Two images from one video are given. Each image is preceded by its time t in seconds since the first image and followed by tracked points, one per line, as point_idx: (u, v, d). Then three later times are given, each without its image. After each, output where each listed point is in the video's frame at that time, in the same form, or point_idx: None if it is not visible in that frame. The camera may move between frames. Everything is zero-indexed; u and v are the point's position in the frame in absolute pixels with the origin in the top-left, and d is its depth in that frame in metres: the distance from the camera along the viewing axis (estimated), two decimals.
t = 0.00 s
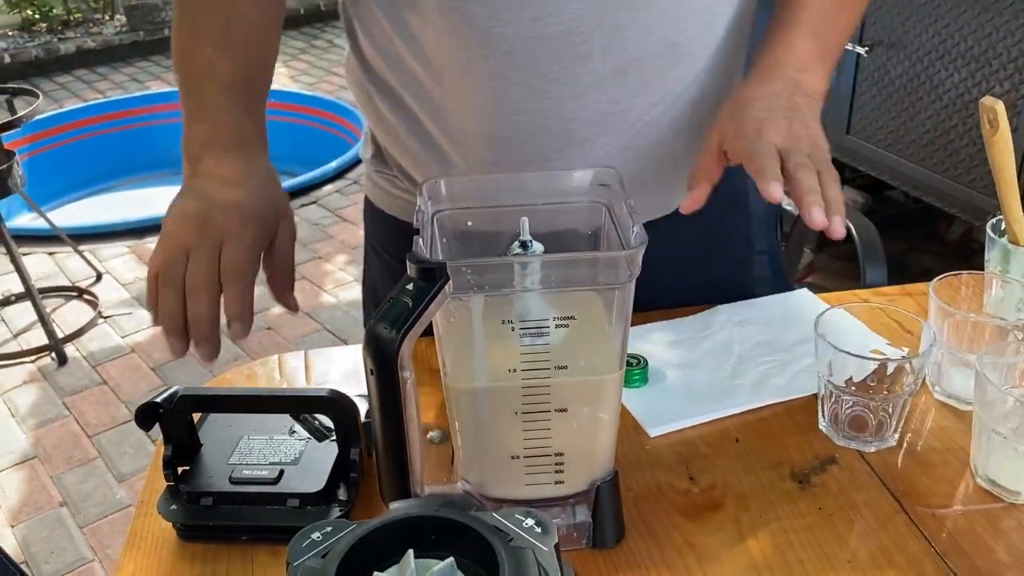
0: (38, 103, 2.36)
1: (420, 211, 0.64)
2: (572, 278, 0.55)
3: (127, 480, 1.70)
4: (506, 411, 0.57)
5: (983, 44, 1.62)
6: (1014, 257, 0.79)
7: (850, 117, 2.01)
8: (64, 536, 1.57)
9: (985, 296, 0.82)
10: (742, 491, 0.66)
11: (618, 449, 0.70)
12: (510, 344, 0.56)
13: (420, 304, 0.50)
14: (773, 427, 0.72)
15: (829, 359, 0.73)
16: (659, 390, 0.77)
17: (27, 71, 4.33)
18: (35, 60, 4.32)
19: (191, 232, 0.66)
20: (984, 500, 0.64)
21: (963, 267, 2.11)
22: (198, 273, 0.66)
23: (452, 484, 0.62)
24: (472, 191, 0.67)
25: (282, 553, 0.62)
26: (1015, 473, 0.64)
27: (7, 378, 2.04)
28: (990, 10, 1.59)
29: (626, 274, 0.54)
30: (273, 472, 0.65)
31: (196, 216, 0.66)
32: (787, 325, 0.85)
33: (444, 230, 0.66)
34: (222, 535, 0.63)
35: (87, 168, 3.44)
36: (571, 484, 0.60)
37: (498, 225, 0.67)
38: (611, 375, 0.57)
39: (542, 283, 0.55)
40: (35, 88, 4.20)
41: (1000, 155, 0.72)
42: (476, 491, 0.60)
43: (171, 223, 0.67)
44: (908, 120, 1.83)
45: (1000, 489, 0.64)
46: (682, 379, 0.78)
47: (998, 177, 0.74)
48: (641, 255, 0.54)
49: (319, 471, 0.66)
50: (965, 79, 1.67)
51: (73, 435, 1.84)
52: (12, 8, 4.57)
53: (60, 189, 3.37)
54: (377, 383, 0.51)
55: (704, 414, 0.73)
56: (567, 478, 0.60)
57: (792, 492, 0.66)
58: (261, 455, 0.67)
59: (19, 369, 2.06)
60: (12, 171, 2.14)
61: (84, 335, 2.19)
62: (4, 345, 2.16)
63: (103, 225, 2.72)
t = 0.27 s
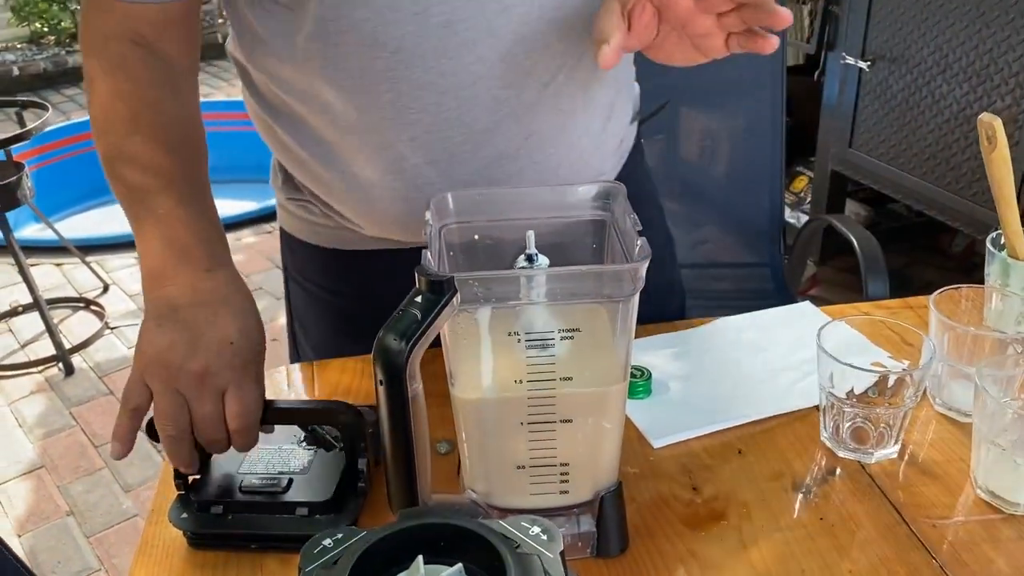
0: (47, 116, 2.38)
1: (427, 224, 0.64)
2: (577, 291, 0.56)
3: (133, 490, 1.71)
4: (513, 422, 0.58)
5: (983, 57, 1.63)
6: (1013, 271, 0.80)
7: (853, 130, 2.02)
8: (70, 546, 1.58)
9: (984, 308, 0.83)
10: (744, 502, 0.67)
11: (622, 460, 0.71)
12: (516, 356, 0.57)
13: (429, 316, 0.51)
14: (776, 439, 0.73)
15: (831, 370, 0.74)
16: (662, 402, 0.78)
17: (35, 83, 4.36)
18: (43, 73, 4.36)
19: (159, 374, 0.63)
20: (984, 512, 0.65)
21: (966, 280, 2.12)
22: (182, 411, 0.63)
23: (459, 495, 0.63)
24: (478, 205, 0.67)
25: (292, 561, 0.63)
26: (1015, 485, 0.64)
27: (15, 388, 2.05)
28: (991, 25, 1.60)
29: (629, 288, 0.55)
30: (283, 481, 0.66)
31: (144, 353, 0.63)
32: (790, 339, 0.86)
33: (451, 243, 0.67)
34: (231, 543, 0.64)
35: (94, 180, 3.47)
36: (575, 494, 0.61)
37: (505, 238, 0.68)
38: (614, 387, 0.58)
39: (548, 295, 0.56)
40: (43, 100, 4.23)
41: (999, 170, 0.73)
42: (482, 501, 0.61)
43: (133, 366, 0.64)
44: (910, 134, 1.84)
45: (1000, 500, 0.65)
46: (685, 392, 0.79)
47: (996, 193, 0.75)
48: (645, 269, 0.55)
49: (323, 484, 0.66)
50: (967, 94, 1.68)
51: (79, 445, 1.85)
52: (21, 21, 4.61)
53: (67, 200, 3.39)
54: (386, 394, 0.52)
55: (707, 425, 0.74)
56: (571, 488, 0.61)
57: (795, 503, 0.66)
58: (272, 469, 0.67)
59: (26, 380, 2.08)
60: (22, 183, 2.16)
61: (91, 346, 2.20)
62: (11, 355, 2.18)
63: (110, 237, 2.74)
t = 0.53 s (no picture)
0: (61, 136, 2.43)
1: (439, 252, 0.67)
2: (581, 318, 0.58)
3: (143, 506, 1.74)
4: (520, 442, 0.61)
5: (979, 80, 1.66)
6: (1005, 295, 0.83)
7: (853, 151, 2.05)
8: (82, 560, 1.60)
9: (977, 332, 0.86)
10: (743, 520, 0.69)
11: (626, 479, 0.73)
12: (523, 378, 0.59)
13: (440, 341, 0.54)
14: (774, 459, 0.76)
15: (828, 393, 0.76)
16: (664, 422, 0.80)
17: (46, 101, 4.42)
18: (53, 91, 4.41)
19: (95, 283, 0.70)
20: (976, 530, 0.67)
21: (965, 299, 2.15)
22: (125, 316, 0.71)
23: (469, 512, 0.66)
24: (487, 233, 0.70)
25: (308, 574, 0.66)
26: (1005, 504, 0.66)
27: (26, 404, 2.08)
28: (987, 50, 1.63)
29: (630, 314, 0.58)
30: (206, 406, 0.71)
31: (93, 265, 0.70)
32: (789, 361, 0.89)
33: (462, 270, 0.70)
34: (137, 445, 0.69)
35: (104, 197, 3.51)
36: (579, 512, 0.63)
37: (513, 265, 0.71)
38: (617, 409, 0.60)
39: (553, 322, 0.58)
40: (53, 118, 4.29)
41: (989, 198, 0.76)
42: (491, 518, 0.63)
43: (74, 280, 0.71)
44: (910, 156, 1.87)
45: (991, 519, 0.67)
46: (687, 412, 0.82)
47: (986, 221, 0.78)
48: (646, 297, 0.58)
49: (239, 416, 0.70)
50: (964, 117, 1.71)
51: (90, 461, 1.87)
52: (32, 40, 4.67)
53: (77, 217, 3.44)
54: (399, 415, 0.55)
55: (708, 445, 0.77)
56: (576, 506, 0.63)
57: (793, 521, 0.69)
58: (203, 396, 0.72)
59: (38, 396, 2.11)
60: (35, 202, 2.20)
61: (101, 362, 2.23)
62: (23, 371, 2.21)
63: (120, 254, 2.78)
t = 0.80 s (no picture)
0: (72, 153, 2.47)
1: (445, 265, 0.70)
2: (582, 328, 0.61)
3: (152, 516, 1.76)
4: (524, 447, 0.63)
5: (973, 97, 1.69)
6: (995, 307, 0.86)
7: (852, 166, 2.08)
8: (91, 570, 1.63)
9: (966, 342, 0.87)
10: (740, 524, 0.71)
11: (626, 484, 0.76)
12: (527, 386, 0.62)
13: (448, 349, 0.57)
14: (770, 466, 0.78)
15: (821, 401, 0.79)
16: (662, 430, 0.83)
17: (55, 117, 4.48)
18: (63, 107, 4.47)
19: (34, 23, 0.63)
20: (964, 534, 0.69)
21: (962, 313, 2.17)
22: (109, 91, 0.60)
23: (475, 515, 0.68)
24: (491, 247, 0.73)
25: None
26: (992, 509, 0.69)
27: (36, 416, 2.11)
28: (982, 68, 1.65)
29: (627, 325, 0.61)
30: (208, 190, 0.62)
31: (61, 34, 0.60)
32: (785, 372, 0.91)
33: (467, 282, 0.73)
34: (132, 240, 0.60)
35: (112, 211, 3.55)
36: (580, 516, 0.66)
37: (516, 277, 0.74)
38: (616, 415, 0.63)
39: (555, 332, 0.61)
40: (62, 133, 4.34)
41: (977, 214, 0.79)
42: (495, 520, 0.66)
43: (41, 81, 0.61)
44: (908, 171, 1.90)
45: (979, 523, 0.70)
46: (684, 420, 0.84)
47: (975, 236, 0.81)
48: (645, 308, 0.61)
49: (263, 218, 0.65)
50: (960, 133, 1.74)
51: (98, 472, 1.90)
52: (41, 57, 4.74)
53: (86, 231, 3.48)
54: (409, 421, 0.58)
55: (705, 452, 0.79)
56: (578, 509, 0.66)
57: (788, 526, 0.71)
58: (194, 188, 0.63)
59: (47, 408, 2.13)
60: (47, 217, 2.24)
61: (109, 375, 2.26)
62: (32, 384, 2.24)
63: (128, 268, 2.82)
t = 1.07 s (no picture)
0: (79, 165, 2.51)
1: (447, 271, 0.73)
2: (578, 330, 0.64)
3: (158, 522, 1.79)
4: (523, 444, 0.66)
5: (964, 110, 1.72)
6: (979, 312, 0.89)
7: (848, 178, 2.12)
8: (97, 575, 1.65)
9: (954, 346, 0.90)
10: (731, 521, 0.74)
11: (621, 483, 0.78)
12: (526, 385, 0.65)
13: (450, 349, 0.59)
14: (761, 465, 0.81)
15: (810, 402, 0.81)
16: (657, 431, 0.85)
17: (61, 130, 4.52)
18: (68, 120, 4.52)
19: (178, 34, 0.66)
20: (948, 530, 0.72)
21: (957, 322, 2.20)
22: (347, 52, 0.57)
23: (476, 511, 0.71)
24: (492, 254, 0.76)
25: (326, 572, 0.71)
26: (974, 506, 0.71)
27: (43, 424, 2.14)
28: (974, 82, 1.68)
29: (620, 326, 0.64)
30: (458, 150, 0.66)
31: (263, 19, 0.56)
32: (778, 375, 0.94)
33: (468, 287, 0.76)
34: (414, 196, 0.66)
35: (118, 223, 3.59)
36: (577, 511, 0.69)
37: (514, 283, 0.77)
38: (611, 413, 0.66)
39: (552, 333, 0.64)
40: (68, 146, 4.39)
41: (959, 220, 0.82)
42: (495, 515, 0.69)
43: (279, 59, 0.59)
44: (903, 182, 1.93)
45: (962, 519, 0.72)
46: (678, 422, 0.87)
47: (957, 242, 0.84)
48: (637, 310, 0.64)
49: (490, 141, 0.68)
50: (953, 145, 1.76)
51: (105, 479, 1.93)
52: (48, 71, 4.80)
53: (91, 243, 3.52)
54: (413, 417, 0.60)
55: (699, 452, 0.82)
56: (575, 505, 0.68)
57: (777, 522, 0.74)
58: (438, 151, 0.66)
59: (54, 416, 2.16)
60: (55, 228, 2.27)
61: (115, 384, 2.29)
62: (40, 393, 2.27)
63: (134, 279, 2.85)
